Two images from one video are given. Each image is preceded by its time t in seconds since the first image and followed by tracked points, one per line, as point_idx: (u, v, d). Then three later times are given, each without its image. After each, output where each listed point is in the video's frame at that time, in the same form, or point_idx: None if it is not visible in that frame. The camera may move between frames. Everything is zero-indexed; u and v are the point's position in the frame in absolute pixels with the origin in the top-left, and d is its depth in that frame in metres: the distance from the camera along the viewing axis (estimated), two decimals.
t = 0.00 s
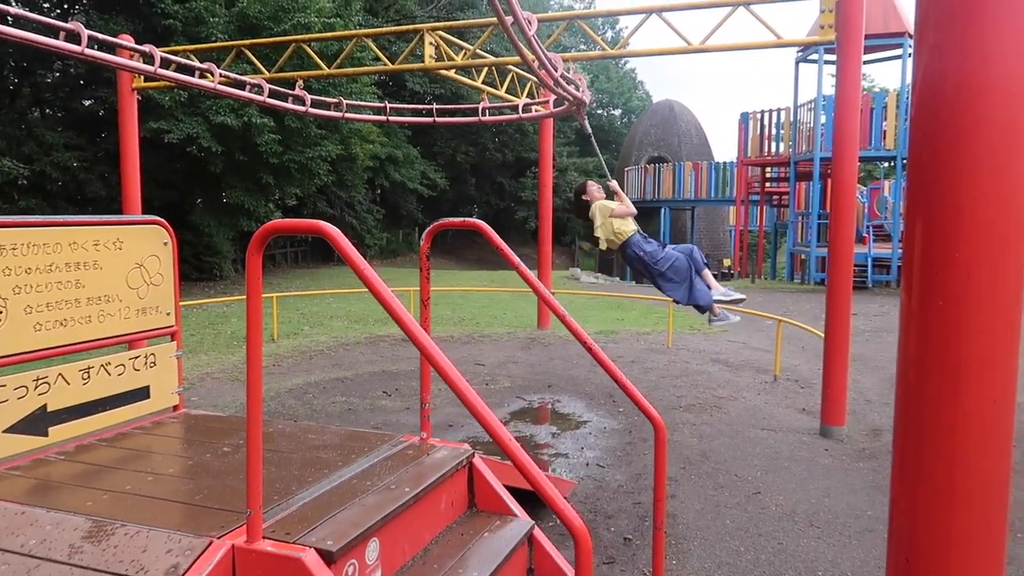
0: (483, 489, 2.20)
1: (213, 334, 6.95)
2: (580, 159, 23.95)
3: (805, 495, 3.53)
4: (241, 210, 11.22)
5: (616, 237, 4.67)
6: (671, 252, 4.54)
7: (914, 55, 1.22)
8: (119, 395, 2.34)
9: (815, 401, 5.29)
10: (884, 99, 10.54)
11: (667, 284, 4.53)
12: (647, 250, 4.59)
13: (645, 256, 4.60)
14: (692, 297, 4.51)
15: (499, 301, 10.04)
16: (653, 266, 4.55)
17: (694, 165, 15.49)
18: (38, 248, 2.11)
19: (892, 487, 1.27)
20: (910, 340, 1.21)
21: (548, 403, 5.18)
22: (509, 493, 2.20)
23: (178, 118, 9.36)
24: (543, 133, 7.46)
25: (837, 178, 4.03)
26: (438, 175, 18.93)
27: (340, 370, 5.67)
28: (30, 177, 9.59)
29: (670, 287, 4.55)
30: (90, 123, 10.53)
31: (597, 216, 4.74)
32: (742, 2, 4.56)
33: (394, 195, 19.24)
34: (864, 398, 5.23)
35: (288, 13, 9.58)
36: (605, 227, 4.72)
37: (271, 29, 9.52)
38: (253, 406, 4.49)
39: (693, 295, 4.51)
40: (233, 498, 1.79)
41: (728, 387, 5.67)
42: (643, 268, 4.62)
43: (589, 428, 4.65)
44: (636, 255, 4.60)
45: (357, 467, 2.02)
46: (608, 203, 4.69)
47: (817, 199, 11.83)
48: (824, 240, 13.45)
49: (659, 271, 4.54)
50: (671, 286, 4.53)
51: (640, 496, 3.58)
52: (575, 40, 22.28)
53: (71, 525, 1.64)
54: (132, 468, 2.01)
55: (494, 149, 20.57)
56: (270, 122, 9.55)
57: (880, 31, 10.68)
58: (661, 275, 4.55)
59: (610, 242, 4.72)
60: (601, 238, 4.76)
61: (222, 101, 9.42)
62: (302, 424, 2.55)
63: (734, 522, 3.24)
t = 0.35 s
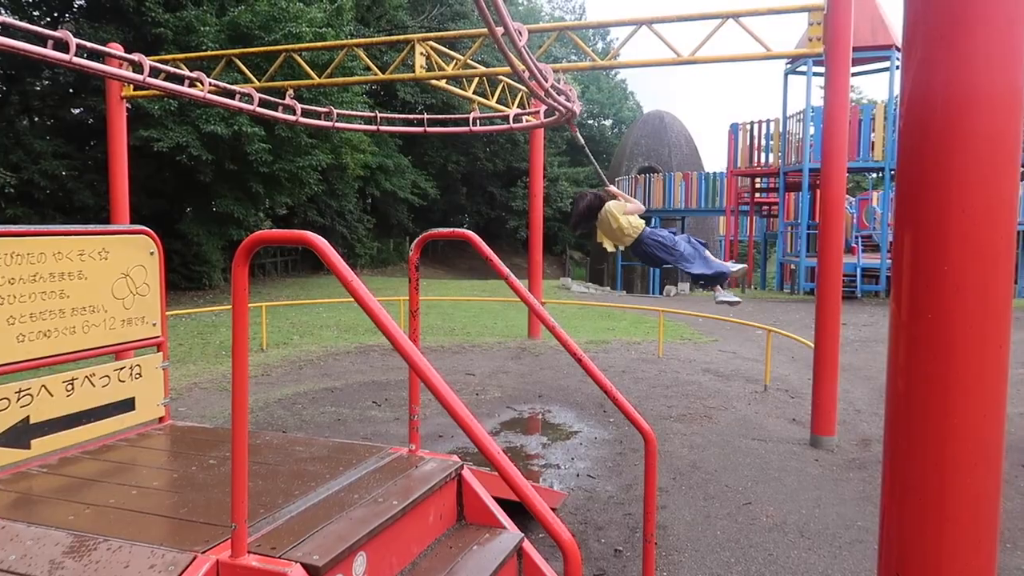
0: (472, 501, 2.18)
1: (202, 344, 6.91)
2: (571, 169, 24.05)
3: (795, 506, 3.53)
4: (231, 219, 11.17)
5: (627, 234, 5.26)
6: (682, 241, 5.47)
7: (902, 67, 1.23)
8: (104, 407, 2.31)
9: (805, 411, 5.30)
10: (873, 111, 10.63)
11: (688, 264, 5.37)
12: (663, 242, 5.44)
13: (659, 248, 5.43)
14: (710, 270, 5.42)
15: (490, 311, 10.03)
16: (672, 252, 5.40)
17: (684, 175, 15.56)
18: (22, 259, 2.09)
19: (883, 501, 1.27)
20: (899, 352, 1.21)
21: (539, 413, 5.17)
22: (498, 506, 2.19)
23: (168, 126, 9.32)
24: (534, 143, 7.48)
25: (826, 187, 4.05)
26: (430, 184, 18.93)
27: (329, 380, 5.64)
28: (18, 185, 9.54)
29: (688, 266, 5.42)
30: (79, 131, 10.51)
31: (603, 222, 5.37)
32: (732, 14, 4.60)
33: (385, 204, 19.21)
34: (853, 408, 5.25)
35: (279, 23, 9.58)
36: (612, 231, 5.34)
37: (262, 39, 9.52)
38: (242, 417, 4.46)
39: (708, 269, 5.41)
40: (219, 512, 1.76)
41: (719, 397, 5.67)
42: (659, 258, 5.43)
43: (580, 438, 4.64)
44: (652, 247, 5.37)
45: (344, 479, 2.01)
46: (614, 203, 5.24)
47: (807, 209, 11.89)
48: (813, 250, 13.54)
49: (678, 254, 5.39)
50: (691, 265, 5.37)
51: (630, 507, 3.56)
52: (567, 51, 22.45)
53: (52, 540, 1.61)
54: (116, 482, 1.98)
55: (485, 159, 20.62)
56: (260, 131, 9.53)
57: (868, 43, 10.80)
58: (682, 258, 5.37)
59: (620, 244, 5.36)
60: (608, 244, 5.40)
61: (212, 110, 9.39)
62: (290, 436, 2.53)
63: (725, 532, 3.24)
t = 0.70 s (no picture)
0: (467, 502, 2.18)
1: (197, 346, 6.89)
2: (567, 170, 24.08)
3: (791, 507, 3.53)
4: (226, 220, 11.15)
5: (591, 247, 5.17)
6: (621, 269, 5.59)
7: (895, 70, 1.23)
8: (98, 409, 2.30)
9: (800, 412, 5.31)
10: (867, 113, 10.67)
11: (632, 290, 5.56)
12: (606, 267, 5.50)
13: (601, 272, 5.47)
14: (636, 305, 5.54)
15: (485, 312, 10.02)
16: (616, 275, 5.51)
17: (680, 176, 15.57)
18: (14, 260, 2.08)
19: (877, 501, 1.27)
20: (894, 353, 1.21)
21: (534, 415, 5.17)
22: (493, 508, 2.18)
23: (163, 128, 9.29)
24: (530, 146, 7.48)
25: (820, 189, 4.06)
26: (425, 186, 18.93)
27: (325, 382, 5.63)
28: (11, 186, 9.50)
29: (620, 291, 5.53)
30: (74, 133, 10.47)
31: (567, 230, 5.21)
32: (726, 16, 4.61)
33: (380, 205, 19.19)
34: (848, 409, 5.26)
35: (274, 24, 9.58)
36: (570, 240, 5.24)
37: (257, 40, 9.50)
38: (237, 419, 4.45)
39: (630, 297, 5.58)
40: (213, 514, 1.76)
41: (715, 398, 5.68)
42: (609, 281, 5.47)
43: (576, 439, 4.64)
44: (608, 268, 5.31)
45: (339, 481, 2.00)
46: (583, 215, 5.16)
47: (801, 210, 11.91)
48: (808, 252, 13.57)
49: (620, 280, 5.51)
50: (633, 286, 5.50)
51: (626, 508, 3.57)
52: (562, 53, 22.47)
53: (45, 543, 1.60)
54: (110, 484, 1.97)
55: (481, 161, 20.63)
56: (255, 133, 9.51)
57: (863, 45, 10.84)
58: (629, 281, 5.52)
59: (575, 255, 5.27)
60: (563, 251, 5.30)
61: (207, 111, 9.36)
62: (285, 438, 2.52)
63: (720, 534, 3.24)
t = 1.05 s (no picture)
0: (476, 500, 2.18)
1: (204, 342, 6.91)
2: (573, 170, 24.08)
3: (798, 508, 3.52)
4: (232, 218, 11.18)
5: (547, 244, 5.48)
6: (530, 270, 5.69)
7: (911, 69, 1.22)
8: (108, 404, 2.31)
9: (807, 413, 5.30)
10: (874, 113, 10.63)
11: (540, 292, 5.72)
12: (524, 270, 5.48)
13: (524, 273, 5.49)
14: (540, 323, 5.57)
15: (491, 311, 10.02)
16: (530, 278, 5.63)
17: (686, 176, 15.53)
18: (26, 256, 2.08)
19: (891, 501, 1.27)
20: (909, 355, 1.20)
21: (541, 414, 5.16)
22: (502, 506, 2.18)
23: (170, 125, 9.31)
24: (537, 145, 7.47)
25: (828, 190, 4.04)
26: (431, 184, 18.94)
27: (331, 380, 5.65)
28: (20, 182, 9.55)
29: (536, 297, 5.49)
30: (81, 130, 10.50)
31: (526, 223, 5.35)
32: (735, 15, 4.60)
33: (386, 203, 19.21)
34: (855, 410, 5.25)
35: (281, 22, 9.58)
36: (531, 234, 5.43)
37: (265, 38, 9.51)
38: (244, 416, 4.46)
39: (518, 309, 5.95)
40: (224, 510, 1.76)
41: (721, 398, 5.67)
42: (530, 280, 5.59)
43: (582, 439, 4.63)
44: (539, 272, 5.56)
45: (348, 478, 2.00)
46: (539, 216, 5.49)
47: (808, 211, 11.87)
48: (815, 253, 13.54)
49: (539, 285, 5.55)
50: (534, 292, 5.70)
51: (633, 508, 3.56)
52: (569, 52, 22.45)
53: (57, 538, 1.61)
54: (121, 479, 1.98)
55: (486, 160, 20.63)
56: (262, 130, 9.52)
57: (870, 46, 10.81)
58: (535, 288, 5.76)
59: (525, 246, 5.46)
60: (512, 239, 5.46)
61: (214, 108, 9.38)
62: (294, 435, 2.53)
63: (727, 534, 3.23)
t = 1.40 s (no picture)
0: (503, 499, 2.18)
1: (228, 340, 6.99)
2: (593, 168, 24.01)
3: (823, 509, 3.49)
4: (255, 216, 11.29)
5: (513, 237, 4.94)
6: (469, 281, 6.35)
7: (949, 65, 1.21)
8: (139, 401, 2.35)
9: (831, 414, 5.24)
10: (899, 111, 10.48)
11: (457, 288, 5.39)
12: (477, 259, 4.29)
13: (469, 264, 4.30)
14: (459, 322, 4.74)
15: (511, 310, 10.03)
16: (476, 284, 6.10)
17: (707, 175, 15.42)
18: (60, 255, 2.11)
19: (926, 505, 1.25)
20: (944, 356, 1.19)
21: (562, 413, 5.15)
22: (528, 505, 2.18)
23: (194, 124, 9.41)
24: (558, 143, 7.46)
25: (854, 188, 3.98)
26: (451, 183, 19.00)
27: (353, 378, 5.68)
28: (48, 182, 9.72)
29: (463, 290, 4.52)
30: (107, 129, 10.65)
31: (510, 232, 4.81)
32: (759, 12, 4.56)
33: (406, 202, 19.28)
34: (879, 411, 5.18)
35: (303, 22, 9.65)
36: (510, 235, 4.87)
37: (287, 38, 9.59)
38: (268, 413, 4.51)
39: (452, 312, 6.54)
40: (255, 506, 1.78)
41: (744, 398, 5.62)
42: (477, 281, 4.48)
43: (603, 438, 4.62)
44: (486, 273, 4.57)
45: (376, 476, 2.01)
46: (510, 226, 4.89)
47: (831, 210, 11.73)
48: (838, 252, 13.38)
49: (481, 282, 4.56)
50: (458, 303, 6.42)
51: (656, 508, 3.54)
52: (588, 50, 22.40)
53: (92, 532, 1.63)
54: (151, 475, 2.01)
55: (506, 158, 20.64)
56: (285, 129, 9.60)
57: (895, 43, 10.66)
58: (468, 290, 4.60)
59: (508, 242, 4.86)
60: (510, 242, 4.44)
61: (237, 108, 9.47)
62: (320, 432, 2.55)
63: (751, 535, 3.21)
